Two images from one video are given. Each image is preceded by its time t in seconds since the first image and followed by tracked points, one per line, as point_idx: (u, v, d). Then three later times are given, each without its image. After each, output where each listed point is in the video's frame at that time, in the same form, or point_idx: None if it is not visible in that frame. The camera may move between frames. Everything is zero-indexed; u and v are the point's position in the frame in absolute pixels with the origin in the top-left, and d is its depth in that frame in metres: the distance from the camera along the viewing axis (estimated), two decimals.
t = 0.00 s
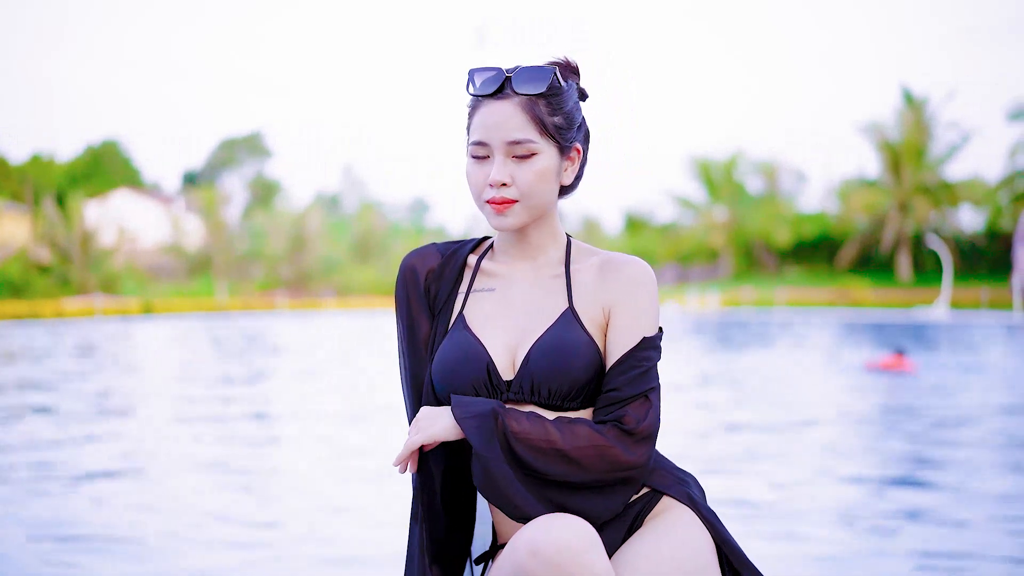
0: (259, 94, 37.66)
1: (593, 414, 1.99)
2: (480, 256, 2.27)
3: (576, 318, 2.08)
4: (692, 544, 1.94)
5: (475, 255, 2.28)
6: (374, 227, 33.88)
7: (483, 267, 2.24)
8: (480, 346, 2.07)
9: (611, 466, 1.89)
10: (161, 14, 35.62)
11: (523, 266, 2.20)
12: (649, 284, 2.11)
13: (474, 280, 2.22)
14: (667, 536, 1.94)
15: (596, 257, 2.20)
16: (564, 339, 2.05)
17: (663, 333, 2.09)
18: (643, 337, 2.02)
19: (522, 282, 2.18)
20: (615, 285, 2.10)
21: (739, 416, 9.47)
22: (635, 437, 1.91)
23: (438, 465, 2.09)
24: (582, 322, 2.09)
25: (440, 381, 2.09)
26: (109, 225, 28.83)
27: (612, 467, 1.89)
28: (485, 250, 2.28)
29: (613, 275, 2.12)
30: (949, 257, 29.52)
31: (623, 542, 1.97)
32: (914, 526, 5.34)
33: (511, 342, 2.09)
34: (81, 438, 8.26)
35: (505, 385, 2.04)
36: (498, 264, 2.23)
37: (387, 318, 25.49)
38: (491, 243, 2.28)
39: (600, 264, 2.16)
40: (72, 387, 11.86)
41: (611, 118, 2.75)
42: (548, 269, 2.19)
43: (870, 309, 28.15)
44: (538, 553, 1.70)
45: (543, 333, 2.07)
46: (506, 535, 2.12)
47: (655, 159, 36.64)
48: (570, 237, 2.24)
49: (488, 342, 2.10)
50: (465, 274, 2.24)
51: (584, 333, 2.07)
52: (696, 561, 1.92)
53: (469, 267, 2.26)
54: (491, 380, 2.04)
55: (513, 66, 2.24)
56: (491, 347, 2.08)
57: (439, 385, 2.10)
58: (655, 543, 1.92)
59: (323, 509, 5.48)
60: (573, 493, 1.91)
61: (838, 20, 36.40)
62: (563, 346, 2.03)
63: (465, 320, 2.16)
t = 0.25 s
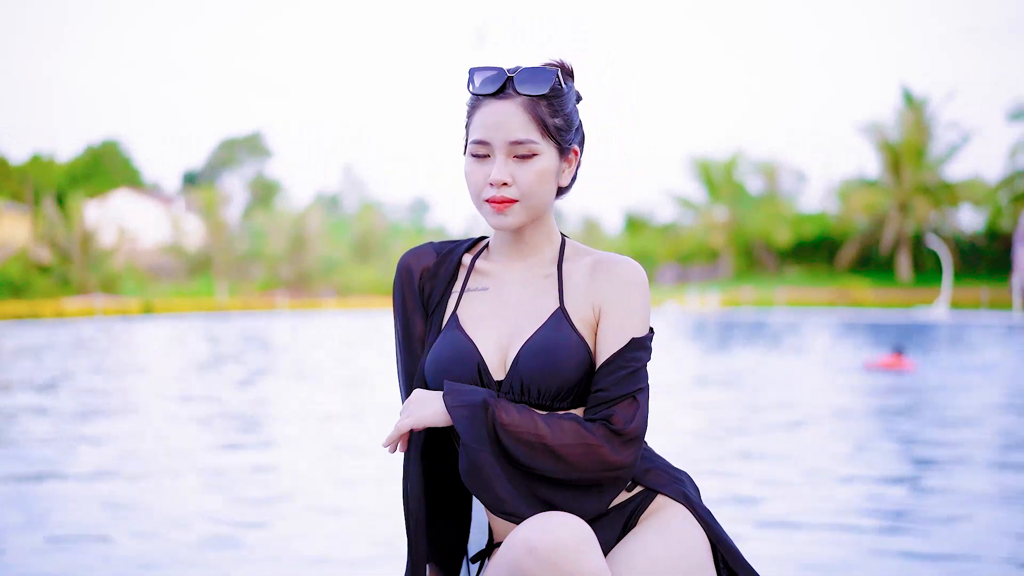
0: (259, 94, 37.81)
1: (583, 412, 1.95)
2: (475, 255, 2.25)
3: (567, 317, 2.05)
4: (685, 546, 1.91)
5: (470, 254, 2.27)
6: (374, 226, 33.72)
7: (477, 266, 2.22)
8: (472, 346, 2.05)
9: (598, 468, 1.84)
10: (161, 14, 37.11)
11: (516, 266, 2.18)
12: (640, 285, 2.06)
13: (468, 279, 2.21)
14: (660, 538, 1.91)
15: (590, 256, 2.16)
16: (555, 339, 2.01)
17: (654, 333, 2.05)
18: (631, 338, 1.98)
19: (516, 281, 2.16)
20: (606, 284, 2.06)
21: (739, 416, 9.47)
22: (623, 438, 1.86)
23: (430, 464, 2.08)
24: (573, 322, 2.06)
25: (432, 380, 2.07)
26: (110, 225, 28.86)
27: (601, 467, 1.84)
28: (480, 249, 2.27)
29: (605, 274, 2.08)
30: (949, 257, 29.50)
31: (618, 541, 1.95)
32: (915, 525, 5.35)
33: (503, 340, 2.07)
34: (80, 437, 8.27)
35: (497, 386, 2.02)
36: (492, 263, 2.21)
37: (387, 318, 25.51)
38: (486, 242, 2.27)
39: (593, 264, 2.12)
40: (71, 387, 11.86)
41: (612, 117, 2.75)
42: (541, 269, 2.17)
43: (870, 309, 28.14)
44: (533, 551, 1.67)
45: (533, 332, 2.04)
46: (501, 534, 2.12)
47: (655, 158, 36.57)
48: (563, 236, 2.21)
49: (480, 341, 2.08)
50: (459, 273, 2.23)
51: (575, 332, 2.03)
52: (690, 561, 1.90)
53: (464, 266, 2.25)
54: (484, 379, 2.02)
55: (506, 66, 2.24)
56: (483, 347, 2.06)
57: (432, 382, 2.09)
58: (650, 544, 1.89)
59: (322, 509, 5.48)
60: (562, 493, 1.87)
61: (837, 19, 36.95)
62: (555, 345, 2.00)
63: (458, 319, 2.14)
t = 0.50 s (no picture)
0: (259, 94, 37.83)
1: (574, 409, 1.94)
2: (471, 255, 2.25)
3: (558, 316, 2.05)
4: (679, 545, 1.91)
5: (467, 254, 2.26)
6: (375, 226, 33.56)
7: (473, 266, 2.23)
8: (465, 344, 2.05)
9: (587, 467, 1.84)
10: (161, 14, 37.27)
11: (512, 266, 2.18)
12: (633, 284, 2.05)
13: (464, 279, 2.21)
14: (652, 537, 1.91)
15: (583, 257, 2.16)
16: (547, 338, 2.01)
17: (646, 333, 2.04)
18: (622, 337, 1.97)
19: (509, 281, 2.17)
20: (598, 283, 2.06)
21: (738, 416, 9.47)
22: (612, 437, 1.86)
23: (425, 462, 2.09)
24: (565, 321, 2.05)
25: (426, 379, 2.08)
26: (110, 225, 28.90)
27: (589, 464, 1.84)
28: (476, 249, 2.27)
29: (598, 274, 2.08)
30: (951, 257, 29.45)
31: (614, 539, 1.96)
32: (912, 524, 5.38)
33: (497, 339, 2.07)
34: (78, 438, 8.26)
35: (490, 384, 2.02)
36: (488, 264, 2.21)
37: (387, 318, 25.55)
38: (484, 242, 2.27)
39: (586, 263, 2.12)
40: (71, 387, 11.87)
41: (613, 116, 2.75)
42: (535, 270, 2.17)
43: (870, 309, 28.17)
44: (529, 549, 1.66)
45: (525, 332, 2.04)
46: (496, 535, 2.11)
47: (655, 159, 36.49)
48: (559, 235, 2.20)
49: (474, 340, 2.08)
50: (455, 272, 2.23)
51: (566, 332, 2.03)
52: (685, 561, 1.89)
53: (460, 265, 2.25)
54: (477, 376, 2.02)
55: (502, 67, 2.24)
56: (476, 346, 2.06)
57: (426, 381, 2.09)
58: (644, 544, 1.89)
59: (320, 509, 5.49)
60: (554, 492, 1.87)
61: (838, 19, 37.09)
62: (547, 345, 2.00)
63: (453, 317, 2.14)
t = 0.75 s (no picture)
0: (259, 94, 37.59)
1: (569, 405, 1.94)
2: (468, 255, 2.26)
3: (551, 316, 2.05)
4: (675, 543, 1.90)
5: (464, 254, 2.27)
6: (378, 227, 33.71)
7: (470, 265, 2.23)
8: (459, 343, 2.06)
9: (578, 465, 1.84)
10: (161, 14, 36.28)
11: (509, 266, 2.18)
12: (626, 283, 2.05)
13: (460, 278, 2.21)
14: (648, 536, 1.91)
15: (579, 255, 2.16)
16: (542, 336, 2.02)
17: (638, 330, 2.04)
18: (614, 334, 1.97)
19: (505, 279, 2.17)
20: (590, 281, 2.06)
21: (739, 416, 9.47)
22: (603, 434, 1.85)
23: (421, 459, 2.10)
24: (557, 320, 2.05)
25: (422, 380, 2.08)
26: (113, 225, 29.29)
27: (580, 460, 1.84)
28: (474, 249, 2.28)
29: (591, 272, 2.07)
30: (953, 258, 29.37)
31: (610, 536, 1.96)
32: (910, 523, 5.39)
33: (491, 339, 2.07)
34: (81, 437, 8.28)
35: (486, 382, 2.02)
36: (485, 264, 2.22)
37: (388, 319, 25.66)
38: (481, 242, 2.27)
39: (580, 262, 2.11)
40: (73, 387, 11.90)
41: (612, 116, 2.76)
42: (531, 270, 2.17)
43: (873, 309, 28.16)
44: (525, 546, 1.66)
45: (518, 331, 2.04)
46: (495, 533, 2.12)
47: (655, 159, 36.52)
48: (555, 235, 2.20)
49: (469, 339, 2.08)
50: (452, 271, 2.24)
51: (559, 331, 2.03)
52: (680, 558, 1.89)
53: (457, 265, 2.25)
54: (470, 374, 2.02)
55: (500, 67, 2.23)
56: (472, 346, 2.07)
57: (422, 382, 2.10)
58: (640, 542, 1.89)
59: (319, 508, 5.50)
60: (546, 489, 1.87)
61: (838, 20, 36.48)
62: (539, 345, 2.01)
63: (449, 317, 2.14)
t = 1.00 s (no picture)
0: (259, 94, 37.75)
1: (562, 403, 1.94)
2: (464, 254, 2.27)
3: (544, 315, 2.05)
4: (668, 542, 1.90)
5: (459, 253, 2.28)
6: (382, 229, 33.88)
7: (465, 265, 2.24)
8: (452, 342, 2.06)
9: (571, 464, 1.85)
10: (160, 14, 36.19)
11: (504, 265, 2.19)
12: (619, 283, 2.05)
13: (456, 277, 2.22)
14: (642, 535, 1.90)
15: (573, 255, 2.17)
16: (537, 335, 2.02)
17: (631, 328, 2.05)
18: (606, 333, 1.97)
19: (500, 279, 2.17)
20: (584, 279, 2.06)
21: (739, 416, 9.48)
22: (595, 431, 1.85)
23: (415, 459, 2.11)
24: (551, 319, 2.06)
25: (418, 381, 2.08)
26: (116, 225, 28.76)
27: (573, 457, 1.84)
28: (470, 249, 2.28)
29: (584, 272, 2.08)
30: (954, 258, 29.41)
31: (604, 534, 1.96)
32: (909, 523, 5.39)
33: (487, 337, 2.08)
34: (82, 437, 8.29)
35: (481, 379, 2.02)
36: (480, 263, 2.23)
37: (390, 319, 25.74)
38: (477, 242, 2.28)
39: (574, 261, 2.12)
40: (75, 387, 11.92)
41: (611, 118, 2.76)
42: (526, 269, 2.18)
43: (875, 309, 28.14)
44: (523, 544, 1.66)
45: (512, 330, 2.05)
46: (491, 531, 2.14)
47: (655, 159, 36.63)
48: (550, 235, 2.21)
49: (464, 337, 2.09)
50: (448, 271, 2.25)
51: (551, 329, 2.03)
52: (673, 557, 1.89)
53: (452, 265, 2.26)
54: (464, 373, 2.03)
55: (497, 67, 2.23)
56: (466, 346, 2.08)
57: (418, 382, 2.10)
58: (635, 541, 1.89)
59: (317, 508, 5.51)
60: (540, 488, 1.88)
61: (838, 20, 36.28)
62: (533, 344, 2.01)
63: (444, 317, 2.15)
